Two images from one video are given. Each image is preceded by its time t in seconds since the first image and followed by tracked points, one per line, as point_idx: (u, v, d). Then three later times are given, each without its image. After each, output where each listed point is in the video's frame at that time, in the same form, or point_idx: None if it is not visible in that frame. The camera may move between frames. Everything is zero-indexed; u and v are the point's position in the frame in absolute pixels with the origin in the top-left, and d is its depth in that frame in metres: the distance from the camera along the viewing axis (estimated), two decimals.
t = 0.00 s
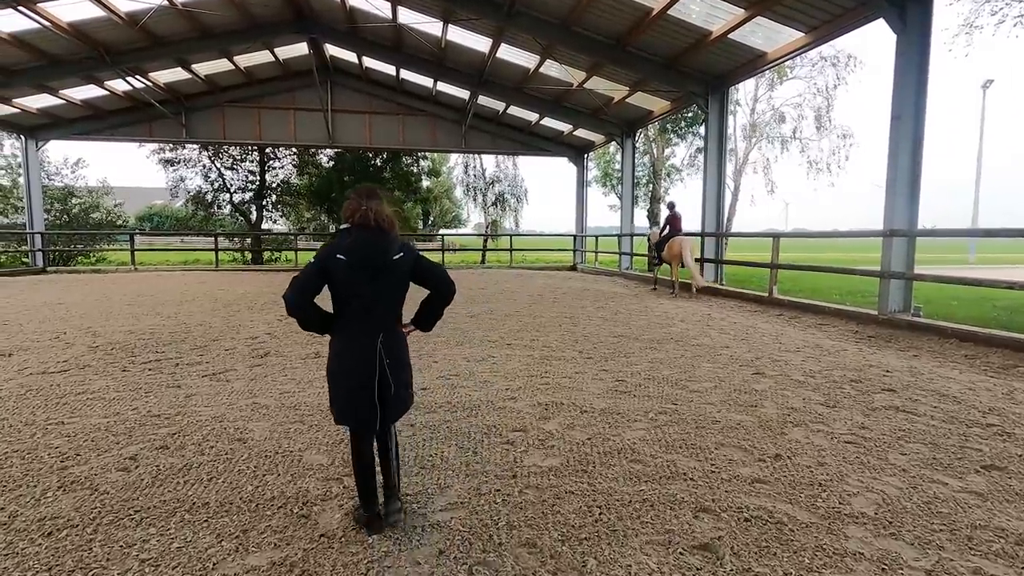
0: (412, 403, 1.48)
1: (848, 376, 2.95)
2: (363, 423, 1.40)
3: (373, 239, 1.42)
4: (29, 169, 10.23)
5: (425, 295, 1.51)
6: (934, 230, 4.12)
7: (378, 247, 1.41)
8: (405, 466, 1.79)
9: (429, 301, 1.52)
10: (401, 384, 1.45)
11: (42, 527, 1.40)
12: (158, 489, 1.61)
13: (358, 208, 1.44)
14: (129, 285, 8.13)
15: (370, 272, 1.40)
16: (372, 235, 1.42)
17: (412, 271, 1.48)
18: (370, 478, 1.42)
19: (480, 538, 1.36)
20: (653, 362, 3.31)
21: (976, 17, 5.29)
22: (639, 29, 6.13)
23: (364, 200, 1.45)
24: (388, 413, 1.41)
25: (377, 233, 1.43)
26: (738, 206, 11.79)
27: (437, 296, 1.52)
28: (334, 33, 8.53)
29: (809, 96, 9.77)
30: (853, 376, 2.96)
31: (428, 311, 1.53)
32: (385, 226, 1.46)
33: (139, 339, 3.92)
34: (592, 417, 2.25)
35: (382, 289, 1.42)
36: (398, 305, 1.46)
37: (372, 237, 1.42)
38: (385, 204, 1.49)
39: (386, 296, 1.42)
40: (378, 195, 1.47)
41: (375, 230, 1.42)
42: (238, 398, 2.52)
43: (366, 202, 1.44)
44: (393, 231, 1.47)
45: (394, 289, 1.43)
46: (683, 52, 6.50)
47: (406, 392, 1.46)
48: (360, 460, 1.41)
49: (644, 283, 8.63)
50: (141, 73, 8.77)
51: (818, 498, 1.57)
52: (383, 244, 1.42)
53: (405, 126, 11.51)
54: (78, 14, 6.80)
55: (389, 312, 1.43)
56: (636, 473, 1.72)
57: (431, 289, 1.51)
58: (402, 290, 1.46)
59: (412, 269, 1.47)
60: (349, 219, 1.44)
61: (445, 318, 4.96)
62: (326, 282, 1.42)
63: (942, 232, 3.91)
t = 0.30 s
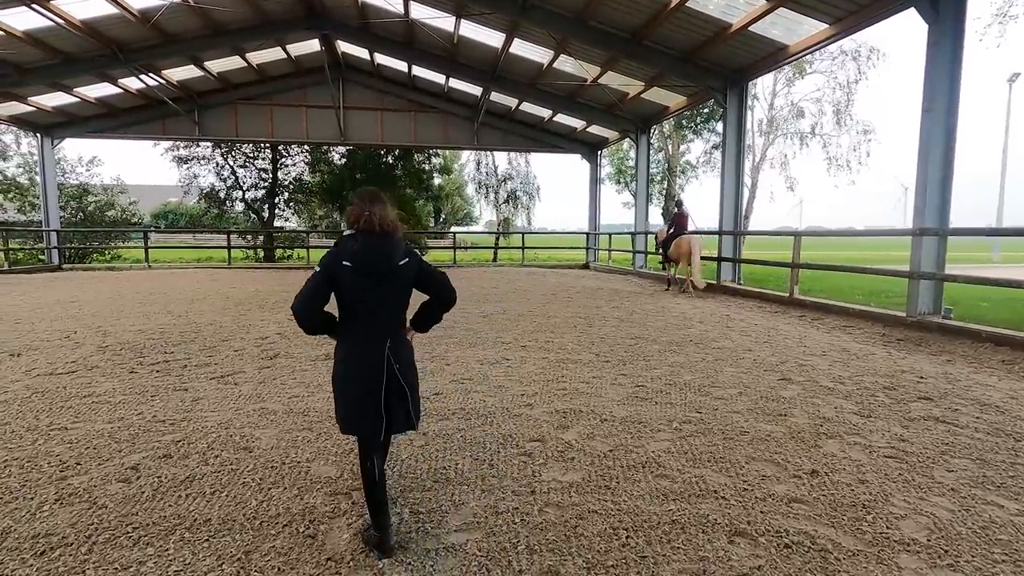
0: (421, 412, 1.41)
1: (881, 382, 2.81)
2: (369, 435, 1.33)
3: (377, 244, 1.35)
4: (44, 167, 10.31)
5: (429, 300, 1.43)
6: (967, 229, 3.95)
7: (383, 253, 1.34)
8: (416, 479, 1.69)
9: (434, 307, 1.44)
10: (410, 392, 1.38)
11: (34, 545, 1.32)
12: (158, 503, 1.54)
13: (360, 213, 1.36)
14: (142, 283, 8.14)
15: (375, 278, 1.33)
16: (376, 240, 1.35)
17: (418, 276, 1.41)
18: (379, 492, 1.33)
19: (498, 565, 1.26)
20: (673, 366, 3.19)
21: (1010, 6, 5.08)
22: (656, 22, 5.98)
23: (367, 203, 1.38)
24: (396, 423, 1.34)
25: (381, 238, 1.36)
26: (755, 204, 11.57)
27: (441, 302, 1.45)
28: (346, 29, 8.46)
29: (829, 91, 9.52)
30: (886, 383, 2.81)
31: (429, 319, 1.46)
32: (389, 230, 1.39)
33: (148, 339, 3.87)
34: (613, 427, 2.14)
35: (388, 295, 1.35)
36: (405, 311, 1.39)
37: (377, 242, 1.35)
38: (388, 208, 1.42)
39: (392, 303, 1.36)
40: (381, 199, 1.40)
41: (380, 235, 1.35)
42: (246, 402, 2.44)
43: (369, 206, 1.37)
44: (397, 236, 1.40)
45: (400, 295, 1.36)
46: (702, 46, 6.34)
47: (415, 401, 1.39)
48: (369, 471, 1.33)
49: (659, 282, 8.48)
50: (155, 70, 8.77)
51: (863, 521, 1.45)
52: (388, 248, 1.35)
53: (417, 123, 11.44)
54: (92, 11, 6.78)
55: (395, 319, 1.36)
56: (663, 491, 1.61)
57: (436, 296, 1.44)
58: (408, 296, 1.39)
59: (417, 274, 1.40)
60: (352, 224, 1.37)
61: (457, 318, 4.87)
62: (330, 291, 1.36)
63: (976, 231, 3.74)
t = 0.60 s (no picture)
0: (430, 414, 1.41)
1: (913, 392, 2.69)
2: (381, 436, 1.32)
3: (392, 247, 1.34)
4: (62, 170, 10.42)
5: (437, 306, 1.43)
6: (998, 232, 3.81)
7: (397, 255, 1.33)
8: (431, 492, 1.62)
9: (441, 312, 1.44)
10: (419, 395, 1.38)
11: (35, 562, 1.27)
12: (164, 517, 1.48)
13: (374, 216, 1.35)
14: (157, 285, 8.18)
15: (389, 280, 1.32)
16: (391, 242, 1.34)
17: (430, 280, 1.40)
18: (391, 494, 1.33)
19: None
20: (694, 372, 3.08)
21: None
22: (672, 21, 5.88)
23: (382, 207, 1.36)
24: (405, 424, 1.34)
25: (396, 241, 1.35)
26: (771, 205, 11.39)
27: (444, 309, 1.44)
28: (359, 31, 8.45)
29: (847, 90, 9.34)
30: (918, 392, 2.69)
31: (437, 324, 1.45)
32: (403, 233, 1.37)
33: (160, 342, 3.84)
34: (634, 438, 2.05)
35: (401, 298, 1.34)
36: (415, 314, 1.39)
37: (392, 245, 1.34)
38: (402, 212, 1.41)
39: (404, 306, 1.35)
40: (396, 203, 1.38)
41: (395, 238, 1.34)
42: (256, 409, 2.39)
43: (385, 209, 1.35)
44: (410, 238, 1.39)
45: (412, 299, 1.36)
46: (719, 45, 6.23)
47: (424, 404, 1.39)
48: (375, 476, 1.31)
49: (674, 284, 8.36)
50: (170, 74, 8.83)
51: (908, 545, 1.35)
52: (403, 251, 1.34)
53: (429, 125, 11.42)
54: (108, 15, 6.83)
55: (407, 321, 1.36)
56: (691, 508, 1.52)
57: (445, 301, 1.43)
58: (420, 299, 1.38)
59: (429, 279, 1.40)
60: (367, 226, 1.36)
61: (469, 321, 4.81)
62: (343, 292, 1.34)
63: (1009, 234, 3.60)
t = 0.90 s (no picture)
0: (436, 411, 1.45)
1: (950, 401, 2.55)
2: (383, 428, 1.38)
3: (399, 243, 1.39)
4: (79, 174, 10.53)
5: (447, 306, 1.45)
6: None
7: (405, 251, 1.38)
8: (443, 508, 1.53)
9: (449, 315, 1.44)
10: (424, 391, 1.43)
11: None
12: (161, 532, 1.40)
13: (384, 213, 1.42)
14: (170, 288, 8.20)
15: (395, 276, 1.37)
16: (399, 238, 1.40)
17: (438, 277, 1.44)
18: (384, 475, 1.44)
19: None
20: (715, 379, 2.96)
21: None
22: (688, 20, 5.78)
23: (393, 204, 1.43)
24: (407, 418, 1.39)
25: (403, 237, 1.41)
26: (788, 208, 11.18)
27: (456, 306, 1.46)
28: (372, 33, 8.44)
29: (867, 91, 9.14)
30: (956, 402, 2.54)
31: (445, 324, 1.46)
32: (410, 230, 1.43)
33: (170, 345, 3.79)
34: (657, 449, 1.95)
35: (408, 294, 1.39)
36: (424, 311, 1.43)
37: (399, 241, 1.40)
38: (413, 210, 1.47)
39: (411, 302, 1.39)
40: (407, 201, 1.45)
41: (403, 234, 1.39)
42: (264, 415, 2.32)
43: (394, 207, 1.42)
44: (418, 236, 1.44)
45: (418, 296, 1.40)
46: (736, 44, 6.10)
47: (429, 399, 1.44)
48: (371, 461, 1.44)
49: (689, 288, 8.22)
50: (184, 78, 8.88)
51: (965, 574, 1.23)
52: (410, 248, 1.40)
53: (442, 128, 11.40)
54: (123, 20, 6.87)
55: (414, 316, 1.41)
56: (721, 528, 1.42)
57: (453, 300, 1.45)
58: (425, 295, 1.42)
59: (438, 275, 1.44)
60: (376, 223, 1.42)
61: (482, 325, 4.72)
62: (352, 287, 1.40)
63: None
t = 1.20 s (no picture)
0: (433, 423, 1.38)
1: (990, 413, 2.39)
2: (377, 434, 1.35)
3: (394, 246, 1.38)
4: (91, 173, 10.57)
5: (439, 313, 1.37)
6: None
7: (398, 254, 1.37)
8: (447, 532, 1.41)
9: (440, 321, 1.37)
10: (420, 399, 1.37)
11: None
12: (145, 556, 1.30)
13: (382, 215, 1.41)
14: (179, 287, 8.19)
15: (389, 279, 1.37)
16: (394, 240, 1.39)
17: (435, 280, 1.41)
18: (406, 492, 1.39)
19: None
20: (736, 387, 2.82)
21: None
22: (704, 13, 5.62)
23: (391, 206, 1.42)
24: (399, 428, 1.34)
25: (399, 240, 1.39)
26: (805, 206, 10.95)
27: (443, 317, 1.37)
28: (381, 30, 8.35)
29: (887, 86, 8.92)
30: (996, 414, 2.38)
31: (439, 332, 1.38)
32: (407, 233, 1.41)
33: (175, 347, 3.72)
34: (678, 465, 1.82)
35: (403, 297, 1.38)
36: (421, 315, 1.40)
37: (394, 244, 1.38)
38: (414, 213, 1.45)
39: (405, 306, 1.38)
40: (407, 204, 1.43)
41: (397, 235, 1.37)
42: (263, 423, 2.22)
43: (392, 209, 1.41)
44: (416, 239, 1.43)
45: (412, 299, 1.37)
46: (753, 37, 5.93)
47: (425, 409, 1.38)
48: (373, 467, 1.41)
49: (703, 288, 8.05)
50: (194, 76, 8.86)
51: None
52: (405, 250, 1.38)
53: (452, 126, 11.30)
54: (133, 18, 6.85)
55: (410, 320, 1.39)
56: (751, 559, 1.30)
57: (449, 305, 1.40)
58: (421, 300, 1.40)
59: (435, 278, 1.41)
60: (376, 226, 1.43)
61: (492, 327, 4.62)
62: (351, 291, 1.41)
63: None
